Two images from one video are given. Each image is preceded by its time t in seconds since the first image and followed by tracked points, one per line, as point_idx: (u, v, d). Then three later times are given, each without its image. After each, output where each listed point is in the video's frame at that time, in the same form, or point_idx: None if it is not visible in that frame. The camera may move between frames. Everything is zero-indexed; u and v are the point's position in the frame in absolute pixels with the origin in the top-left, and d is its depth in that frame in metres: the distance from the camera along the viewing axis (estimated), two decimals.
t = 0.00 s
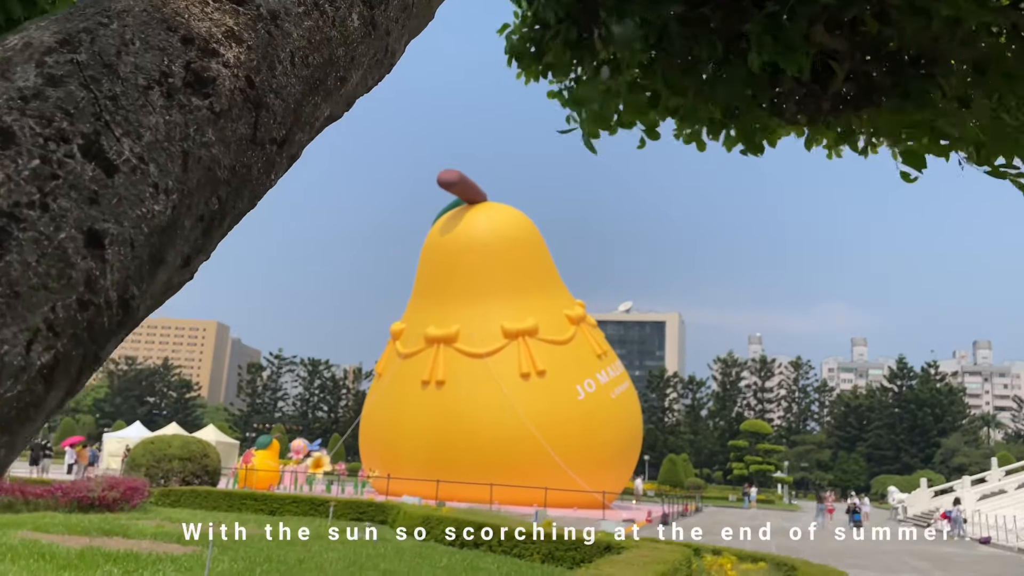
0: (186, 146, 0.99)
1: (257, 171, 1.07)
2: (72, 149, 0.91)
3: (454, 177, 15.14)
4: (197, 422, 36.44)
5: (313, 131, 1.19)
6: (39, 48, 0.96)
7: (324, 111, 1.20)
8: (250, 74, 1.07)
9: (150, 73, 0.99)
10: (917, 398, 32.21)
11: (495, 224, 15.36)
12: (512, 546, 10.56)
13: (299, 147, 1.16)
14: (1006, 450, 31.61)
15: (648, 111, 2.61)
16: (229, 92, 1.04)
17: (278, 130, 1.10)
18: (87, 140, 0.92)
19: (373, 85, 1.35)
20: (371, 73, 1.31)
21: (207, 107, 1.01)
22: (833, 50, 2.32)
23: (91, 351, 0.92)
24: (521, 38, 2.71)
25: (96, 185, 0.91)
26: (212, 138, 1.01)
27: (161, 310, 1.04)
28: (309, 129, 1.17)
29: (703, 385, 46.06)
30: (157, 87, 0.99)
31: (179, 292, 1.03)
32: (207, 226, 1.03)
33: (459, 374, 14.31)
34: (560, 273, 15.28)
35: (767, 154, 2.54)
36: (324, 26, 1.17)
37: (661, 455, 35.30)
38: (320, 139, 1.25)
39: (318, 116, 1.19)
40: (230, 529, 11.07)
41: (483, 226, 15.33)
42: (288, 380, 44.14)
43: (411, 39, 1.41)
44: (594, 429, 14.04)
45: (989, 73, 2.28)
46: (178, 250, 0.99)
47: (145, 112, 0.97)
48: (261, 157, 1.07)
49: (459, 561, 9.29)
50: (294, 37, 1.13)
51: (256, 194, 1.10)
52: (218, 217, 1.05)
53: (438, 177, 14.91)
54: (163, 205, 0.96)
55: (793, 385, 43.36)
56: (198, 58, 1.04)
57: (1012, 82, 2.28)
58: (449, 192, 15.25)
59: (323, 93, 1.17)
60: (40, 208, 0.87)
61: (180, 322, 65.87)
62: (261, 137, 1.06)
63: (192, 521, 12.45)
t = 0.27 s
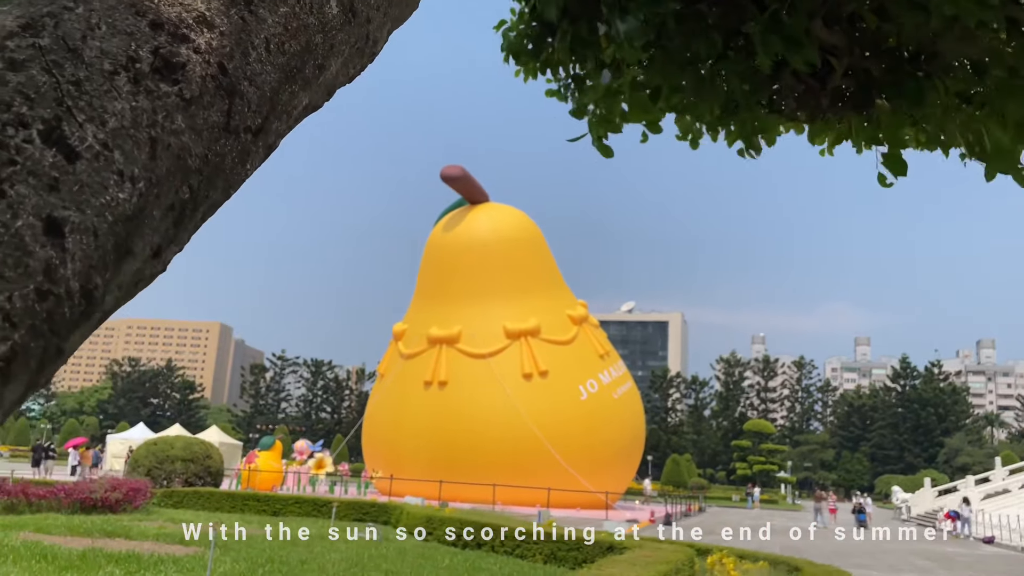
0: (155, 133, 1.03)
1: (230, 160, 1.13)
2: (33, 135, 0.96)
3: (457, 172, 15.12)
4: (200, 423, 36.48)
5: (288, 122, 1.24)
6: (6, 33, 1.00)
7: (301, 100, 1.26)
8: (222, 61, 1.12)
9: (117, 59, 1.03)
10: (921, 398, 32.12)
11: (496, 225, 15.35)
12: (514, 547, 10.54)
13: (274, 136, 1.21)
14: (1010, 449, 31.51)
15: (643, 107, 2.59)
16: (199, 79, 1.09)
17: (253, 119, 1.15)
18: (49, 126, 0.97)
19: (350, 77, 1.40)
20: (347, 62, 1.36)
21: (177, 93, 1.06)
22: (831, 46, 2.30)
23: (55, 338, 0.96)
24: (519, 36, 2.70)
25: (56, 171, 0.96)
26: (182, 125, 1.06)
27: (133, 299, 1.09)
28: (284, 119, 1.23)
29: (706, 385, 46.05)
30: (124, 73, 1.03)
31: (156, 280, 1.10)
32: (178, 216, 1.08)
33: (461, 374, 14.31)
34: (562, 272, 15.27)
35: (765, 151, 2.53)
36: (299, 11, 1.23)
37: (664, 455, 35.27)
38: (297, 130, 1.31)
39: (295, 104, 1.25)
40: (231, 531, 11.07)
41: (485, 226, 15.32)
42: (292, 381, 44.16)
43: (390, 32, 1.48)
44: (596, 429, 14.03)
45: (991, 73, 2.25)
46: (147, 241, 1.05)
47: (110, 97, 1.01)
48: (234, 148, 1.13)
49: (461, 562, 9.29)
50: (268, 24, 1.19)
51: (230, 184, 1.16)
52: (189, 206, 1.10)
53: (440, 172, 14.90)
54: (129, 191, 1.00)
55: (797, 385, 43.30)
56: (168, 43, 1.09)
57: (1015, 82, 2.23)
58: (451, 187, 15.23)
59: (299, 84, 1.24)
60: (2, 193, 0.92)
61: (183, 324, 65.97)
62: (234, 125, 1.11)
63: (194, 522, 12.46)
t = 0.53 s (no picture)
0: (131, 123, 1.03)
1: (211, 152, 1.12)
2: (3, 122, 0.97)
3: (459, 167, 15.16)
4: (203, 426, 36.50)
5: (272, 116, 1.23)
6: None
7: (286, 91, 1.24)
8: (202, 48, 1.11)
9: (89, 44, 1.02)
10: (923, 399, 32.06)
11: (498, 227, 15.33)
12: (516, 549, 10.52)
13: (256, 128, 1.20)
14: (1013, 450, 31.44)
15: (643, 106, 2.56)
16: (177, 67, 1.07)
17: (234, 111, 1.14)
18: (17, 113, 0.97)
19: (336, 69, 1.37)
20: (333, 52, 1.33)
21: (153, 81, 1.05)
22: (830, 43, 2.28)
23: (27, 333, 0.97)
24: (517, 35, 2.68)
25: (24, 160, 0.98)
26: (159, 114, 1.05)
27: (111, 292, 1.10)
28: (267, 110, 1.21)
29: (708, 387, 45.99)
30: (96, 60, 1.02)
31: (137, 273, 1.11)
32: (156, 208, 1.09)
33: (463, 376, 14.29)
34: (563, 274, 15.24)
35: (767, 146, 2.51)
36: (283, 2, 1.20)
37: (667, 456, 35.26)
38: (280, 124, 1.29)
39: (278, 96, 1.23)
40: (232, 534, 11.07)
41: (486, 228, 15.30)
42: (294, 384, 44.20)
43: (380, 24, 1.45)
44: (599, 431, 14.00)
45: (991, 63, 2.24)
46: (122, 234, 1.05)
47: (82, 84, 1.01)
48: (215, 138, 1.12)
49: (463, 564, 9.29)
50: (250, 10, 1.16)
51: (212, 176, 1.15)
52: (167, 199, 1.10)
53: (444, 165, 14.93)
54: (102, 180, 1.01)
55: (799, 387, 43.25)
56: (144, 29, 1.07)
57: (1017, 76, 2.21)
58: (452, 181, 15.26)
59: (284, 76, 1.22)
60: None
61: (185, 327, 66.05)
62: (214, 116, 1.11)
63: (195, 525, 12.46)
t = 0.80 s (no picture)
0: (115, 114, 1.03)
1: (197, 144, 1.12)
2: None
3: (461, 164, 15.15)
4: (203, 431, 36.46)
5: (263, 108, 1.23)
6: None
7: (275, 84, 1.24)
8: (186, 38, 1.10)
9: (67, 34, 1.02)
10: (924, 401, 32.01)
11: (498, 231, 15.31)
12: (517, 553, 10.50)
13: (245, 121, 1.20)
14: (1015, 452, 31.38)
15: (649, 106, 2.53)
16: (160, 58, 1.07)
17: (222, 102, 1.14)
18: None
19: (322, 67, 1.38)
20: (322, 45, 1.33)
21: (134, 71, 1.05)
22: (830, 42, 2.29)
23: (2, 329, 0.98)
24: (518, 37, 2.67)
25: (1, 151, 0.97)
26: (141, 104, 1.05)
27: (92, 289, 1.09)
28: (256, 101, 1.21)
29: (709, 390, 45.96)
30: (73, 48, 1.01)
31: (116, 272, 1.10)
32: (139, 202, 1.08)
33: (464, 380, 14.26)
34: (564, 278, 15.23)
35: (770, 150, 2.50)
36: None
37: (668, 460, 35.17)
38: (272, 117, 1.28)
39: (268, 88, 1.23)
40: (233, 538, 11.07)
41: (486, 232, 15.29)
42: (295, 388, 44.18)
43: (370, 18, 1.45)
44: (600, 435, 13.97)
45: (991, 68, 2.22)
46: (106, 228, 1.05)
47: (59, 72, 1.00)
48: (202, 131, 1.12)
49: (464, 568, 9.28)
50: (236, 3, 1.15)
51: (201, 172, 1.15)
52: (152, 191, 1.09)
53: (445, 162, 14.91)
54: (80, 173, 1.00)
55: (800, 390, 43.20)
56: (126, 19, 1.06)
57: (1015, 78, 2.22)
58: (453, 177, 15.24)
59: (272, 66, 1.21)
60: None
61: (186, 331, 66.03)
62: (199, 107, 1.10)
63: (196, 530, 12.46)
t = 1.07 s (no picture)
0: (78, 107, 1.08)
1: (167, 140, 1.17)
2: None
3: (461, 163, 15.21)
4: (203, 436, 36.40)
5: (235, 104, 1.28)
6: None
7: (250, 79, 1.28)
8: (154, 31, 1.16)
9: (31, 27, 1.08)
10: (925, 404, 31.96)
11: (497, 235, 15.30)
12: (517, 557, 10.47)
13: (217, 117, 1.25)
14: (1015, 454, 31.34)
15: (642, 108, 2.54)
16: (126, 50, 1.13)
17: (191, 97, 1.19)
18: None
19: (303, 63, 1.42)
20: (299, 41, 1.37)
21: (99, 64, 1.10)
22: (826, 43, 2.27)
23: None
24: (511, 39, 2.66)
25: None
26: (107, 99, 1.10)
27: (63, 283, 1.14)
28: (228, 97, 1.25)
29: (710, 393, 45.92)
30: (36, 41, 1.08)
31: (84, 269, 1.15)
32: (106, 198, 1.12)
33: (463, 385, 14.24)
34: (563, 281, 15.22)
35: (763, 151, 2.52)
36: None
37: (668, 463, 35.09)
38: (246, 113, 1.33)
39: (242, 83, 1.27)
40: (232, 544, 11.03)
41: (485, 235, 15.27)
42: (295, 393, 44.11)
43: (350, 15, 1.49)
44: (600, 439, 13.94)
45: (989, 64, 2.22)
46: (71, 225, 1.10)
47: (21, 65, 1.06)
48: (172, 126, 1.17)
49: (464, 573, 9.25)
50: None
51: (174, 169, 1.21)
52: (120, 187, 1.14)
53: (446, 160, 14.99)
54: (46, 169, 1.05)
55: (800, 393, 43.18)
56: (90, 11, 1.13)
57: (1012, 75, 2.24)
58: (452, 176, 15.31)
59: (246, 62, 1.26)
60: None
61: (186, 336, 65.98)
62: (169, 101, 1.15)
63: (196, 536, 12.42)
